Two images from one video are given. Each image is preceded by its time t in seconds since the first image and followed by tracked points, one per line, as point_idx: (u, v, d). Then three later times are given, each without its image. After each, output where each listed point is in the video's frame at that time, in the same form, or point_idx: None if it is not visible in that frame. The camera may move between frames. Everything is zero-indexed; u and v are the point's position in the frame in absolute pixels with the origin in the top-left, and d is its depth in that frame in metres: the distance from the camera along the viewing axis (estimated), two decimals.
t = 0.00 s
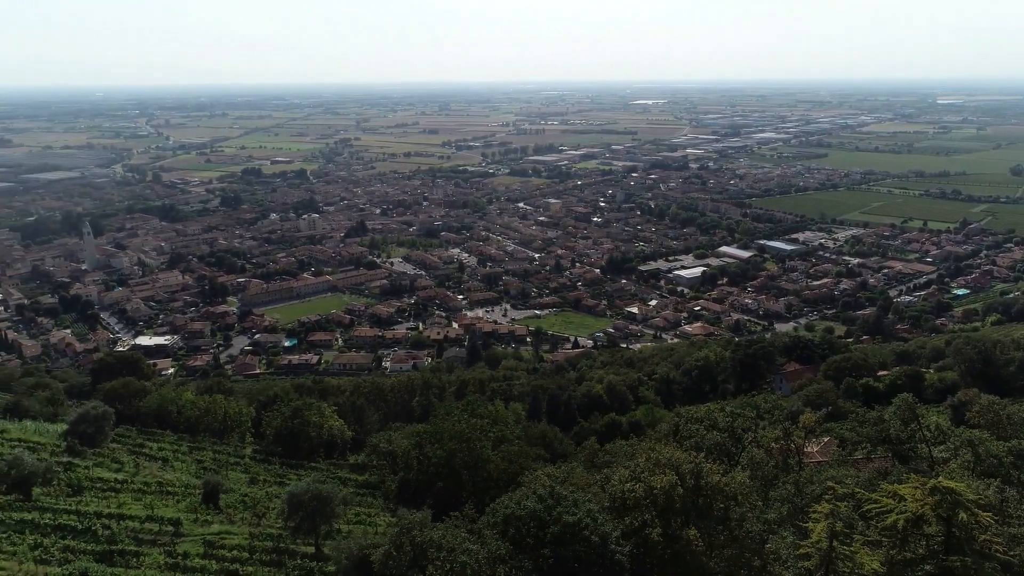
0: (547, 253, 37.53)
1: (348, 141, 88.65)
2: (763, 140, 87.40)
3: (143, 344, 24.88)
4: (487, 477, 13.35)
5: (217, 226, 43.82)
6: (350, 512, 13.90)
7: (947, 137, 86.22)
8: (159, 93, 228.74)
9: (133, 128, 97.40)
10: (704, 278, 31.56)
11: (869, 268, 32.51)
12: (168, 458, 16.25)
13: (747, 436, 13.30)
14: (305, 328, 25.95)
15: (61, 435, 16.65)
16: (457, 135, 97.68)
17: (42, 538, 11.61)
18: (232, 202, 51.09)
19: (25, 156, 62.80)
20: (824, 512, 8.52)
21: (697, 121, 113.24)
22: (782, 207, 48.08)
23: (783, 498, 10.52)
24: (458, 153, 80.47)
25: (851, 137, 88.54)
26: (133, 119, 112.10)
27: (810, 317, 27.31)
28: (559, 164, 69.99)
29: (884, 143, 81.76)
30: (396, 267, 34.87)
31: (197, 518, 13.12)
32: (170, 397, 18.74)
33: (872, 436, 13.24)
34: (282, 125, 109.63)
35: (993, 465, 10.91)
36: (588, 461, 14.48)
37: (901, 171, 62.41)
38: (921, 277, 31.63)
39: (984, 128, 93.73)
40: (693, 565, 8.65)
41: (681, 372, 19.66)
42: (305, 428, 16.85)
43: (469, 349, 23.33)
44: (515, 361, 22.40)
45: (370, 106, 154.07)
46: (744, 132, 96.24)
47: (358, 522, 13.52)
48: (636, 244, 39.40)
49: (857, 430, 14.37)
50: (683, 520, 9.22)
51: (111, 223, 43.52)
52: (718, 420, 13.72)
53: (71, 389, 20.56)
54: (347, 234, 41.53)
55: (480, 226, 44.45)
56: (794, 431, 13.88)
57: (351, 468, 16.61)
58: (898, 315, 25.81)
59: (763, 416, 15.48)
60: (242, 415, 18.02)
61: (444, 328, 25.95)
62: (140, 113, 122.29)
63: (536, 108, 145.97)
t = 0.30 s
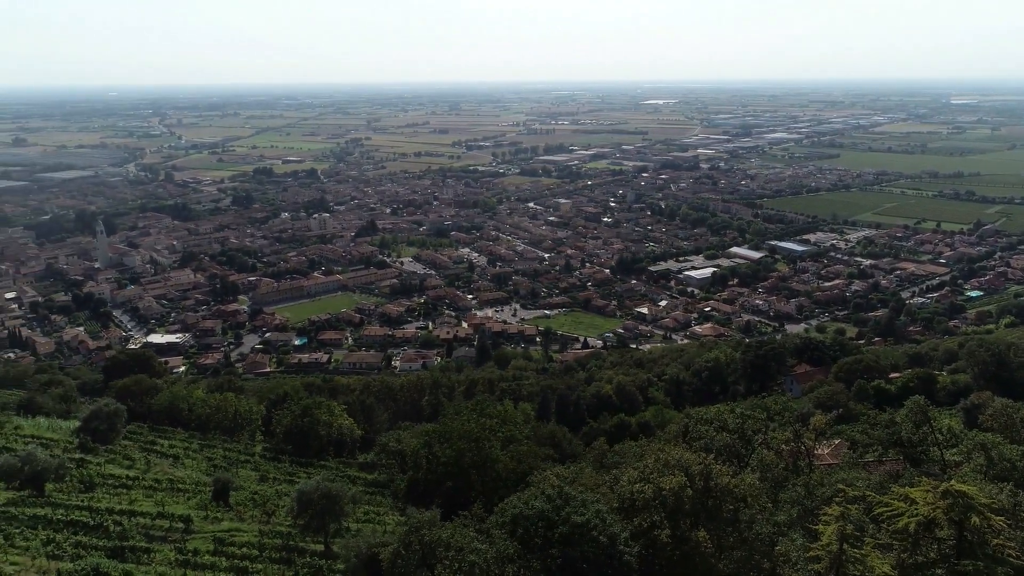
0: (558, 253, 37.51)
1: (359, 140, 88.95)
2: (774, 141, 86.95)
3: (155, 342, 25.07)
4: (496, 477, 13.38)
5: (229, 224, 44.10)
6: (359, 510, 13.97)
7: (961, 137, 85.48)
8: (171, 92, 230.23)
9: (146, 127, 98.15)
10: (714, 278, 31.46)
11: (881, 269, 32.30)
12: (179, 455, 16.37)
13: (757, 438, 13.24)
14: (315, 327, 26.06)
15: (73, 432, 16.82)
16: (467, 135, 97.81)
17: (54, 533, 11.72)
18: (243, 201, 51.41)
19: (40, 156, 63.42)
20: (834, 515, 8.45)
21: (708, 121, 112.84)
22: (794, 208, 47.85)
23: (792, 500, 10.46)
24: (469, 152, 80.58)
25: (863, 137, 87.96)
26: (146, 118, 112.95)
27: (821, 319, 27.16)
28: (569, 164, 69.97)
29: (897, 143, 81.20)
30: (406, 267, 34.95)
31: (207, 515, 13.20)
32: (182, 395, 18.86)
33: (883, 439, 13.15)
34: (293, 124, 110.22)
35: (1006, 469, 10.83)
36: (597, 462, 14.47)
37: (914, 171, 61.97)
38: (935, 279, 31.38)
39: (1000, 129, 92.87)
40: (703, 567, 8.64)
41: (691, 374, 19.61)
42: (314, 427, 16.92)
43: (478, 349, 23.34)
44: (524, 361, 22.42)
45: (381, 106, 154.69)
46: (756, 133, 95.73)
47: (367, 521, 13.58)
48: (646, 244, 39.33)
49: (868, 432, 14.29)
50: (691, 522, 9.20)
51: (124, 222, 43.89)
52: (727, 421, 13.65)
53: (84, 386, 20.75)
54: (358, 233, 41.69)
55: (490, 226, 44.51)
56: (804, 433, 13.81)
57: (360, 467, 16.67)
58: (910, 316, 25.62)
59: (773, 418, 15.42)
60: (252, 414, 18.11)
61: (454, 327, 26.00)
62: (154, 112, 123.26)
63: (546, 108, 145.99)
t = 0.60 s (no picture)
0: (568, 253, 37.46)
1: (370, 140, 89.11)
2: (786, 141, 86.46)
3: (168, 340, 25.25)
4: (505, 476, 13.39)
5: (241, 223, 44.36)
6: (369, 509, 14.03)
7: (976, 138, 84.67)
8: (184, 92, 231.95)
9: (159, 126, 98.84)
10: (725, 279, 31.35)
11: (894, 270, 32.04)
12: (191, 453, 16.48)
13: (768, 439, 13.17)
14: (326, 326, 26.16)
15: (87, 428, 16.96)
16: (478, 134, 97.87)
17: (68, 529, 11.83)
18: (255, 200, 51.68)
19: (55, 155, 64.04)
20: (846, 517, 8.37)
21: (720, 121, 112.36)
22: (806, 208, 47.57)
23: (803, 502, 10.40)
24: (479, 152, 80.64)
25: (877, 138, 87.33)
26: (159, 117, 113.81)
27: (834, 320, 26.98)
28: (580, 164, 69.91)
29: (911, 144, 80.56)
30: (417, 266, 35.03)
31: (218, 512, 13.29)
32: (193, 392, 18.99)
33: (896, 441, 13.04)
34: (304, 123, 110.73)
35: (1020, 473, 10.72)
36: (607, 462, 14.43)
37: (928, 172, 61.42)
38: (949, 280, 31.09)
39: (1015, 129, 91.91)
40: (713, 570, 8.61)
41: (702, 375, 19.53)
42: (325, 425, 16.99)
43: (489, 349, 23.35)
44: (534, 361, 22.41)
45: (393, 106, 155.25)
46: (768, 133, 95.19)
47: (377, 519, 13.63)
48: (657, 245, 39.22)
49: (880, 435, 14.18)
50: (701, 524, 9.16)
51: (138, 220, 44.22)
52: (738, 422, 13.59)
53: (97, 383, 20.92)
54: (369, 233, 41.82)
55: (501, 225, 44.52)
56: (816, 434, 13.72)
57: (370, 465, 16.72)
58: (924, 318, 25.40)
59: (784, 420, 15.34)
60: (264, 412, 18.19)
61: (464, 327, 26.03)
62: (167, 112, 124.18)
63: (558, 108, 145.89)
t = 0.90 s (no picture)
0: (578, 251, 37.40)
1: (380, 138, 89.24)
2: (798, 139, 85.88)
3: (180, 336, 25.43)
4: (515, 475, 13.41)
5: (253, 221, 44.58)
6: (379, 506, 14.08)
7: (992, 137, 83.82)
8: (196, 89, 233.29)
9: (171, 124, 99.48)
10: (736, 278, 31.22)
11: (907, 270, 31.81)
12: (203, 448, 16.60)
13: (779, 439, 13.11)
14: (337, 324, 26.27)
15: (100, 423, 17.12)
16: (488, 133, 97.93)
17: (81, 523, 11.95)
18: (267, 197, 51.91)
19: (70, 152, 64.61)
20: (857, 519, 8.34)
21: (732, 119, 111.79)
22: (819, 207, 47.30)
23: (815, 502, 10.33)
24: (490, 150, 80.67)
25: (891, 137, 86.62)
26: (172, 114, 114.58)
27: (846, 320, 26.83)
28: (590, 162, 69.82)
29: (925, 143, 79.91)
30: (427, 264, 35.09)
31: (229, 508, 13.38)
32: (205, 388, 19.11)
33: (908, 442, 12.95)
34: (316, 121, 111.17)
35: None
36: (617, 461, 14.41)
37: (943, 171, 60.89)
38: (963, 281, 30.83)
39: None
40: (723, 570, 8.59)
41: (712, 374, 19.48)
42: (335, 422, 17.05)
43: (499, 347, 23.36)
44: (544, 359, 22.42)
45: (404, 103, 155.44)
46: (779, 131, 94.57)
47: (387, 516, 13.69)
48: (668, 243, 39.10)
49: (892, 435, 14.09)
50: (711, 523, 9.11)
51: (151, 217, 44.56)
52: (749, 422, 13.51)
53: (110, 378, 21.10)
54: (380, 230, 41.95)
55: (511, 223, 44.53)
56: (827, 434, 13.66)
57: (380, 462, 16.77)
58: (937, 319, 25.21)
59: (796, 420, 15.26)
60: (275, 409, 18.28)
61: (474, 324, 26.07)
62: (181, 110, 125.00)
63: (569, 106, 145.65)
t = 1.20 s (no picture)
0: (589, 250, 37.35)
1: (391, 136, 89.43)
2: (811, 138, 85.30)
3: (193, 333, 25.61)
4: (525, 473, 13.43)
5: (265, 218, 44.82)
6: (389, 503, 14.13)
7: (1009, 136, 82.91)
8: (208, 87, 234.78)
9: (185, 122, 100.16)
10: (748, 277, 31.08)
11: (921, 271, 31.55)
12: (215, 444, 16.71)
13: (791, 440, 13.03)
14: (348, 321, 26.37)
15: (114, 419, 17.27)
16: (499, 131, 97.93)
17: (95, 517, 12.06)
18: (279, 195, 52.14)
19: (85, 150, 65.19)
20: (870, 520, 8.32)
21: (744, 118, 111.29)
22: (832, 207, 46.97)
23: (827, 504, 10.28)
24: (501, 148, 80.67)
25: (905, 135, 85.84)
26: (186, 113, 115.35)
27: (859, 320, 26.65)
28: (602, 161, 69.68)
29: (940, 142, 79.13)
30: (438, 262, 35.15)
31: (241, 504, 13.47)
32: (218, 385, 19.25)
33: (921, 443, 12.87)
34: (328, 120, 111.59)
35: None
36: (627, 460, 14.39)
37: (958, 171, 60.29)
38: (978, 281, 30.53)
39: None
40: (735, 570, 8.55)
41: (723, 374, 19.42)
42: (346, 419, 17.11)
43: (509, 345, 23.38)
44: (554, 358, 22.41)
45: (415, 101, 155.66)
46: (792, 130, 93.93)
47: (397, 513, 13.73)
48: (679, 243, 38.96)
49: (905, 436, 14.01)
50: (722, 524, 9.08)
51: (165, 214, 44.88)
52: (761, 422, 13.46)
53: (124, 374, 21.28)
54: (391, 228, 42.05)
55: (522, 222, 44.52)
56: (840, 435, 13.59)
57: (391, 460, 16.83)
58: (951, 320, 25.01)
59: (808, 421, 15.22)
60: (286, 405, 18.37)
61: (485, 323, 26.11)
62: (194, 107, 125.78)
63: (580, 104, 145.55)
